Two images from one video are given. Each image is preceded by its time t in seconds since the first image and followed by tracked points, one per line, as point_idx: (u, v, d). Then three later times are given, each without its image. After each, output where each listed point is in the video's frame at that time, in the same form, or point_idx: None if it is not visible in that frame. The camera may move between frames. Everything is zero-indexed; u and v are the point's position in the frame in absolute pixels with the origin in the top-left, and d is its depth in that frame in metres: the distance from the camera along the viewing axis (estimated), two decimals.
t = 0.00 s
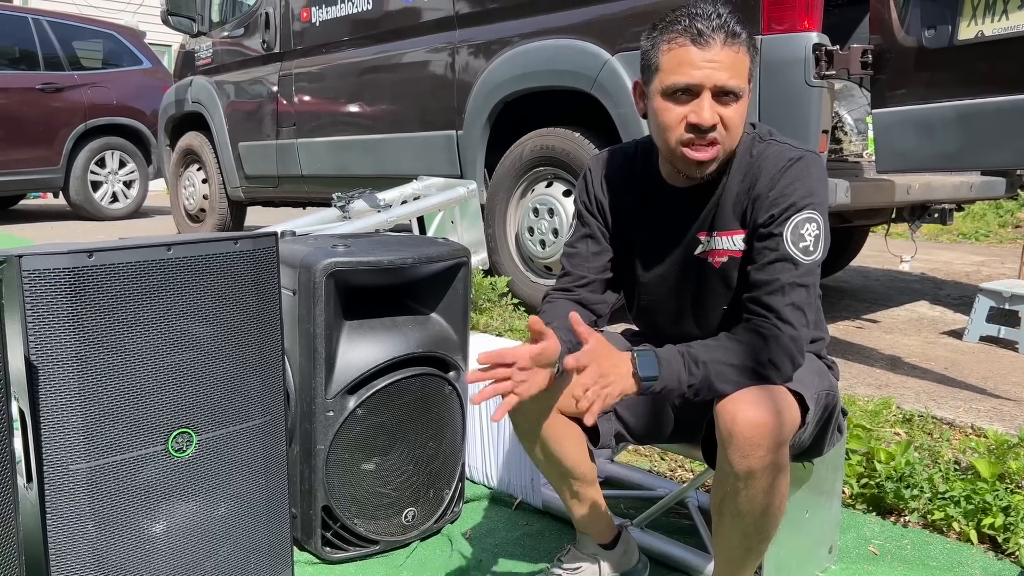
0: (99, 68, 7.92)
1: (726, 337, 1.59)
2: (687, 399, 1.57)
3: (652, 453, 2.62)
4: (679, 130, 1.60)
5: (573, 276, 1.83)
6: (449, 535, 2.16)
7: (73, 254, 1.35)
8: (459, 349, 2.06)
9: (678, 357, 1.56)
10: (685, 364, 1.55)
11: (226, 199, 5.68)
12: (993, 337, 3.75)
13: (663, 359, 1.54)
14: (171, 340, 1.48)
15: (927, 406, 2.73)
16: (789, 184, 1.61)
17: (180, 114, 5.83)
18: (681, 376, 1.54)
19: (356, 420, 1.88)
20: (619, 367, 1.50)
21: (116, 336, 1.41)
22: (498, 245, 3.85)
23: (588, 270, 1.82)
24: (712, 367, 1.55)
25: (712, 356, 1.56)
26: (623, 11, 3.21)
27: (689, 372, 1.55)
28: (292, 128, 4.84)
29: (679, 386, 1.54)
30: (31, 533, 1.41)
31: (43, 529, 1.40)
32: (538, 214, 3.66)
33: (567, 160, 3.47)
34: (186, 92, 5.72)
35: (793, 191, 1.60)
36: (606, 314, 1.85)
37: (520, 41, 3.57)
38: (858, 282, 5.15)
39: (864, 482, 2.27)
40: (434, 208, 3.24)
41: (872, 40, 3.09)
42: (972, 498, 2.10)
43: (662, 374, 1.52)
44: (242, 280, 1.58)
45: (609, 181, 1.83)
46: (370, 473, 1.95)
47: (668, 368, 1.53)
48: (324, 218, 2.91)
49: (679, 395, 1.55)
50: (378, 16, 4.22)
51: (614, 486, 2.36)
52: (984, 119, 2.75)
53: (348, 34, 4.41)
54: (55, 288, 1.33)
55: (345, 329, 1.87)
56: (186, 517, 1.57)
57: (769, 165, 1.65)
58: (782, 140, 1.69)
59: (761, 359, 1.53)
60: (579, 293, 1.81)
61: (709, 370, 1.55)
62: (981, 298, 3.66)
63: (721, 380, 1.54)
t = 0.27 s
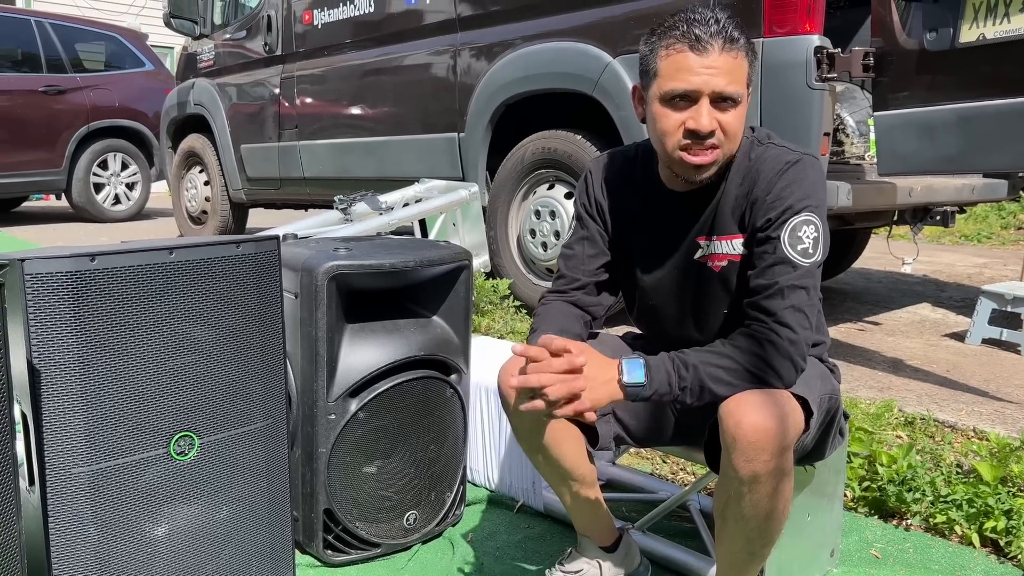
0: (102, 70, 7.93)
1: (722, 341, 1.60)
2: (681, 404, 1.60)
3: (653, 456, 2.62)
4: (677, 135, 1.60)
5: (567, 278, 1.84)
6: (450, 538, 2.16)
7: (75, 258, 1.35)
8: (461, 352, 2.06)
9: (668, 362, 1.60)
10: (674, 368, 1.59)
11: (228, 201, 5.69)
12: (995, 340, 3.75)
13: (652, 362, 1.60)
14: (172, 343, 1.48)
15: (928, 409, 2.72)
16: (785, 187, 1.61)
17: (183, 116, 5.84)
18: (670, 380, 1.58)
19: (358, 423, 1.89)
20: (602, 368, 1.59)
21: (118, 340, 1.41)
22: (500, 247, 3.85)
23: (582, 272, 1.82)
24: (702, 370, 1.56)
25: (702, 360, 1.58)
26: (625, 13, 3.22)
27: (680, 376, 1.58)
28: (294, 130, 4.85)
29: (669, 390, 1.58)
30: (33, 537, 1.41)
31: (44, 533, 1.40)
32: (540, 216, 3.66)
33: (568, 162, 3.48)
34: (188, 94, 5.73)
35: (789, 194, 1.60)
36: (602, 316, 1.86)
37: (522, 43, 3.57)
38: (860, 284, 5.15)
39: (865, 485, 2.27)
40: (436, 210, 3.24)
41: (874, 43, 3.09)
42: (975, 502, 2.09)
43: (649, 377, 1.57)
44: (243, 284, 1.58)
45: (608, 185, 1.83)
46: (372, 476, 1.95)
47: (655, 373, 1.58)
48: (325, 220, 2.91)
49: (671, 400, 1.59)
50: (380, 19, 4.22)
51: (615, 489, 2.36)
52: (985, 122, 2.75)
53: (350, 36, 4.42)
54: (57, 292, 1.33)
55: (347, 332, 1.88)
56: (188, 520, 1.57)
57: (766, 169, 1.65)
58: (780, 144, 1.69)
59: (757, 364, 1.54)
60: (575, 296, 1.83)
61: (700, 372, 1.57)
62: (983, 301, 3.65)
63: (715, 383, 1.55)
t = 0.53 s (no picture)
0: (103, 71, 7.94)
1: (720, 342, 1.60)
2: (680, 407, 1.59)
3: (655, 457, 2.62)
4: (676, 138, 1.59)
5: (569, 281, 1.83)
6: (451, 539, 2.16)
7: (75, 258, 1.35)
8: (461, 352, 2.06)
9: (667, 364, 1.58)
10: (674, 370, 1.57)
11: (229, 202, 5.69)
12: (997, 341, 3.74)
13: (652, 366, 1.58)
14: (173, 344, 1.48)
15: (930, 410, 2.72)
16: (785, 188, 1.61)
17: (184, 117, 5.84)
18: (670, 383, 1.56)
19: (359, 423, 1.88)
20: (601, 370, 1.59)
21: (118, 340, 1.41)
22: (501, 248, 3.84)
23: (584, 274, 1.82)
24: (702, 372, 1.56)
25: (703, 362, 1.57)
26: (626, 14, 3.22)
27: (679, 379, 1.56)
28: (295, 131, 4.85)
29: (668, 393, 1.56)
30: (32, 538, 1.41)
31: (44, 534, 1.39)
32: (540, 217, 3.65)
33: (568, 163, 3.48)
34: (190, 95, 5.73)
35: (788, 194, 1.60)
36: (605, 319, 1.85)
37: (523, 44, 3.57)
38: (862, 285, 5.15)
39: (867, 487, 2.26)
40: (437, 211, 3.24)
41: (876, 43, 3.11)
42: (977, 504, 2.09)
43: (648, 381, 1.56)
44: (243, 284, 1.58)
45: (608, 186, 1.83)
46: (372, 477, 1.95)
47: (654, 377, 1.56)
48: (326, 221, 2.91)
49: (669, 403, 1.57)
50: (381, 19, 4.22)
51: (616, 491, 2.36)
52: (987, 123, 2.74)
53: (352, 37, 4.42)
54: (57, 292, 1.33)
55: (348, 333, 1.87)
56: (188, 521, 1.57)
57: (766, 169, 1.64)
58: (779, 144, 1.69)
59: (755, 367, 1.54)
60: (577, 298, 1.82)
61: (700, 375, 1.56)
62: (986, 302, 3.64)
63: (715, 386, 1.55)
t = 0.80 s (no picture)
0: (104, 71, 7.94)
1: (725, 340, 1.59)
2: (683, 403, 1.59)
3: (656, 458, 2.61)
4: (650, 140, 1.62)
5: (573, 280, 1.83)
6: (451, 540, 2.15)
7: (74, 258, 1.34)
8: (462, 352, 2.06)
9: (670, 361, 1.58)
10: (678, 367, 1.57)
11: (230, 202, 5.69)
12: (999, 342, 3.73)
13: (655, 360, 1.57)
14: (173, 343, 1.48)
15: (932, 411, 2.71)
16: (790, 186, 1.61)
17: (185, 117, 5.84)
18: (674, 380, 1.56)
19: (359, 423, 1.88)
20: (604, 367, 1.59)
21: (118, 339, 1.41)
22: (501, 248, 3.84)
23: (588, 274, 1.82)
24: (706, 369, 1.55)
25: (707, 359, 1.56)
26: (628, 14, 3.21)
27: (682, 377, 1.56)
28: (296, 131, 4.85)
29: (671, 389, 1.56)
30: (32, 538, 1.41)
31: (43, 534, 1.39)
32: (541, 217, 3.65)
33: (569, 163, 3.47)
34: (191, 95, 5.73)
35: (793, 192, 1.60)
36: (608, 319, 1.84)
37: (524, 44, 3.56)
38: (863, 286, 5.14)
39: (869, 488, 2.26)
40: (437, 211, 3.23)
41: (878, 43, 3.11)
42: (979, 505, 2.08)
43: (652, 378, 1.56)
44: (243, 284, 1.57)
45: (610, 186, 1.82)
46: (372, 477, 1.94)
47: (658, 373, 1.56)
48: (326, 221, 2.90)
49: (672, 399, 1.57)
50: (382, 19, 4.22)
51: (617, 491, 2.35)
52: (989, 122, 2.74)
53: (353, 37, 4.41)
54: (57, 292, 1.33)
55: (349, 332, 1.87)
56: (188, 521, 1.56)
57: (771, 168, 1.64)
58: (783, 143, 1.69)
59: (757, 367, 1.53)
60: (581, 298, 1.81)
61: (704, 373, 1.55)
62: (988, 302, 3.64)
63: (719, 384, 1.54)
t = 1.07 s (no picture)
0: (104, 70, 7.94)
1: (737, 336, 1.58)
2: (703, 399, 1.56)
3: (656, 457, 2.61)
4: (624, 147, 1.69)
5: (576, 279, 1.83)
6: (452, 539, 2.15)
7: (75, 256, 1.34)
8: (463, 352, 2.06)
9: (692, 354, 1.55)
10: (699, 360, 1.55)
11: (230, 201, 5.68)
12: (1000, 341, 3.73)
13: (677, 355, 1.55)
14: (174, 342, 1.48)
15: (933, 411, 2.70)
16: (802, 184, 1.61)
17: (185, 116, 5.84)
18: (696, 374, 1.53)
19: (360, 422, 1.88)
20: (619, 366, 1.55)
21: (119, 338, 1.40)
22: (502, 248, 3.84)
23: (593, 273, 1.83)
24: (727, 362, 1.53)
25: (726, 352, 1.55)
26: (628, 13, 3.21)
27: (705, 369, 1.54)
28: (296, 130, 4.85)
29: (693, 382, 1.53)
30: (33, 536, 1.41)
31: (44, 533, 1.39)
32: (542, 216, 3.65)
33: (570, 162, 3.47)
34: (191, 94, 5.73)
35: (805, 190, 1.60)
36: (611, 320, 1.85)
37: (525, 43, 3.56)
38: (864, 286, 5.14)
39: (870, 487, 2.25)
40: (438, 210, 3.23)
41: (879, 43, 3.09)
42: (980, 504, 2.08)
43: (675, 370, 1.53)
44: (245, 283, 1.57)
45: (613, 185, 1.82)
46: (373, 476, 1.94)
47: (682, 365, 1.53)
48: (327, 220, 2.90)
49: (693, 393, 1.54)
50: (383, 18, 4.22)
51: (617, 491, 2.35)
52: (990, 122, 2.73)
53: (353, 36, 4.41)
54: (58, 290, 1.32)
55: (350, 331, 1.87)
56: (189, 520, 1.56)
57: (781, 167, 1.64)
58: (792, 142, 1.70)
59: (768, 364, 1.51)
60: (585, 298, 1.82)
61: (725, 366, 1.53)
62: (989, 302, 3.63)
63: (738, 378, 1.52)
